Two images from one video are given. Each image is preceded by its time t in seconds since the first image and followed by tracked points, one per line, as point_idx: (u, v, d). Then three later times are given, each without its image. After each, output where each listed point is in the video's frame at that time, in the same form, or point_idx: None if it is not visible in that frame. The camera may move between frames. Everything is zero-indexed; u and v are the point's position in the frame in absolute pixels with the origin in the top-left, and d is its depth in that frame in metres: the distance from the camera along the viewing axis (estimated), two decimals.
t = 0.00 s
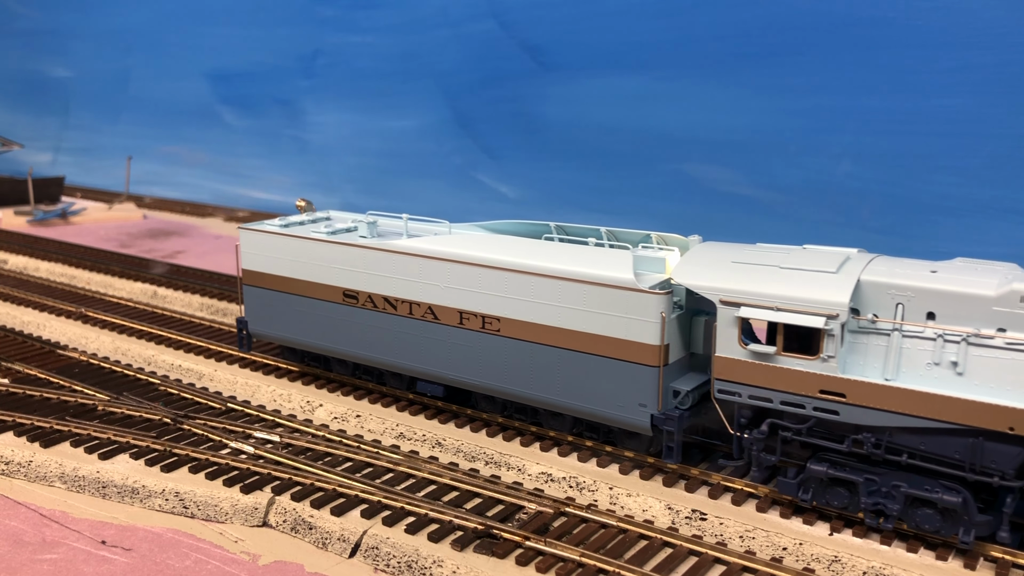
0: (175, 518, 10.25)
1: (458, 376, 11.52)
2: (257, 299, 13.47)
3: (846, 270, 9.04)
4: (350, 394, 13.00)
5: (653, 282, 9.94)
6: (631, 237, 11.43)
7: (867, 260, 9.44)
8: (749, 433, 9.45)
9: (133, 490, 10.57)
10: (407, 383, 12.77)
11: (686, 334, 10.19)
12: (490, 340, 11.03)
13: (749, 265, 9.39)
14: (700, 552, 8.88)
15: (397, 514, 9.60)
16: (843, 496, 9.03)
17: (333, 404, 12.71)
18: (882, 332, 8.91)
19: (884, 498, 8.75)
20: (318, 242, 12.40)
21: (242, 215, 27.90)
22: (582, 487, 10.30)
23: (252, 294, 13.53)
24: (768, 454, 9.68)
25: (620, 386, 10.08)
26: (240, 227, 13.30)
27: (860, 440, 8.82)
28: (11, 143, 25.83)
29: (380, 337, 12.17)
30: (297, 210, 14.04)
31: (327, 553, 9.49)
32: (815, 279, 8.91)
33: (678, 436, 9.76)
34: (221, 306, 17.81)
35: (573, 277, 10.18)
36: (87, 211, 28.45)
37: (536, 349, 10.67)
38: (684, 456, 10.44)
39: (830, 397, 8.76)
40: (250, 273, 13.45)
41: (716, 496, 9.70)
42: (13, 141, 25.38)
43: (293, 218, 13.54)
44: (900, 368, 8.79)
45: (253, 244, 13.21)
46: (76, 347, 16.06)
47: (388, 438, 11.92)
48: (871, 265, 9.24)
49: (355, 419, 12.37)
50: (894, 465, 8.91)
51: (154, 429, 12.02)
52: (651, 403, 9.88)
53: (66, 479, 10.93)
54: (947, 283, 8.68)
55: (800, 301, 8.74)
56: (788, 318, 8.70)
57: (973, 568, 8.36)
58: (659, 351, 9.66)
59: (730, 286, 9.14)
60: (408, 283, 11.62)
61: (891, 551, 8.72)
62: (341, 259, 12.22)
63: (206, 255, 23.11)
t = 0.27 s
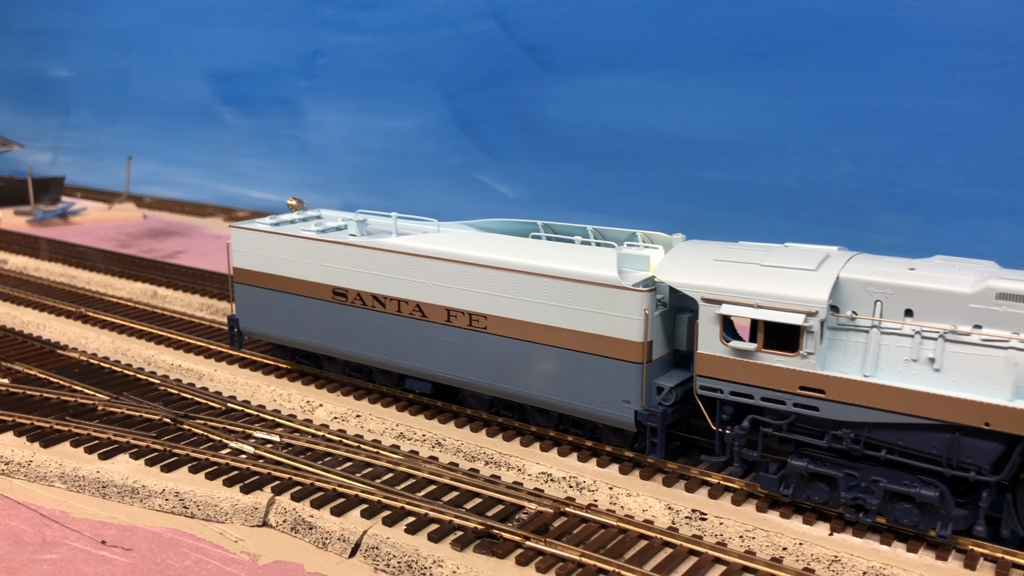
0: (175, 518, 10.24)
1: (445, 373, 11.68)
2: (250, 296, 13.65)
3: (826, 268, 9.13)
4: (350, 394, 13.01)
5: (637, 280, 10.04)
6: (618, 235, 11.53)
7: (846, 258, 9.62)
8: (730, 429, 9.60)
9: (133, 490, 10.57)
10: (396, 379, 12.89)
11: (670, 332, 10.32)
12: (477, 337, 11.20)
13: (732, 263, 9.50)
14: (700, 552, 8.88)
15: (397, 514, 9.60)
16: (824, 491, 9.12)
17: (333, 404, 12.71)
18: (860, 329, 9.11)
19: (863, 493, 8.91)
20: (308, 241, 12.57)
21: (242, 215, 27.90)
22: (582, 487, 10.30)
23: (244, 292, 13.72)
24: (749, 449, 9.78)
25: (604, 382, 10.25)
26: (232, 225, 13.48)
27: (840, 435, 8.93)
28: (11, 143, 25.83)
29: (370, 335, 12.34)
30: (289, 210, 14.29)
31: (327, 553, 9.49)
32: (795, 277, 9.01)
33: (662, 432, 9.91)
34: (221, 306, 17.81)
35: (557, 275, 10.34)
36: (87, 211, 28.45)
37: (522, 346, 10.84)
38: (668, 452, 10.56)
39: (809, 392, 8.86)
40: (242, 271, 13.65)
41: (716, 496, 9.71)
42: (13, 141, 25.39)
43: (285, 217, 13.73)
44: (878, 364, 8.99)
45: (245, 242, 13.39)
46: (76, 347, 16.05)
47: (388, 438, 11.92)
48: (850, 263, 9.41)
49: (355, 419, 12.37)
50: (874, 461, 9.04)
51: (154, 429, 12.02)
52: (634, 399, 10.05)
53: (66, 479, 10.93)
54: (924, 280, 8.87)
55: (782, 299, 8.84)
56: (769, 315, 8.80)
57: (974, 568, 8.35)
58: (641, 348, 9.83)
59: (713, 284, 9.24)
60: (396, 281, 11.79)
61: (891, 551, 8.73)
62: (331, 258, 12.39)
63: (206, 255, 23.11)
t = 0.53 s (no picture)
0: (175, 518, 10.24)
1: (434, 370, 11.78)
2: (239, 294, 13.72)
3: (806, 266, 9.26)
4: (350, 394, 13.01)
5: (621, 278, 10.16)
6: (604, 234, 11.65)
7: (824, 257, 9.66)
8: (712, 426, 9.74)
9: (133, 490, 10.57)
10: (385, 377, 12.98)
11: (654, 329, 10.42)
12: (464, 334, 11.30)
13: (713, 261, 9.62)
14: (700, 552, 8.88)
15: (397, 514, 9.60)
16: (804, 486, 9.26)
17: (333, 403, 12.72)
18: (840, 326, 9.16)
19: (843, 488, 8.98)
20: (297, 239, 12.66)
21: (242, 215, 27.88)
22: (582, 487, 10.29)
23: (234, 290, 13.80)
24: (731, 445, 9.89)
25: (590, 379, 10.36)
26: (222, 224, 13.55)
27: (819, 431, 9.04)
28: (11, 143, 25.83)
29: (359, 333, 12.44)
30: (280, 208, 14.43)
31: (327, 552, 9.49)
32: (775, 275, 9.15)
33: (646, 428, 10.05)
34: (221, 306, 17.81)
35: (543, 273, 10.44)
36: (87, 211, 28.45)
37: (508, 343, 10.94)
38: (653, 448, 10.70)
39: (789, 389, 8.99)
40: (232, 269, 13.71)
41: (716, 496, 9.72)
42: (13, 141, 25.39)
43: (275, 216, 13.81)
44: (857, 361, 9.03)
45: (234, 241, 13.47)
46: (76, 347, 16.05)
47: (388, 438, 11.92)
48: (828, 261, 9.46)
49: (355, 419, 12.37)
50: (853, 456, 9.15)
51: (154, 429, 12.02)
52: (618, 395, 10.19)
53: (66, 479, 10.93)
54: (902, 278, 8.91)
55: (761, 296, 8.97)
56: (748, 313, 8.94)
57: (973, 568, 8.35)
58: (625, 345, 9.94)
59: (693, 282, 9.35)
60: (384, 279, 11.88)
61: (891, 551, 8.73)
62: (320, 256, 12.48)
63: (206, 255, 23.10)
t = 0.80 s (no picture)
0: (175, 518, 10.24)
1: (422, 367, 11.85)
2: (231, 292, 13.82)
3: (786, 263, 9.41)
4: (350, 394, 13.02)
5: (605, 275, 10.25)
6: (591, 232, 11.65)
7: (806, 254, 9.86)
8: (695, 422, 9.81)
9: (133, 490, 10.56)
10: (374, 374, 13.16)
11: (638, 325, 10.53)
12: (451, 332, 11.39)
13: (694, 258, 9.73)
14: (700, 552, 8.88)
15: (397, 514, 9.60)
16: (785, 482, 9.39)
17: (333, 404, 12.72)
18: (820, 323, 9.34)
19: (823, 483, 9.13)
20: (287, 238, 12.77)
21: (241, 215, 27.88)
22: (582, 487, 10.28)
23: (225, 288, 13.87)
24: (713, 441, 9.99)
25: (575, 376, 10.43)
26: (213, 222, 13.67)
27: (799, 427, 9.20)
28: (11, 143, 25.84)
29: (348, 330, 12.53)
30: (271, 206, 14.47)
31: (327, 552, 9.48)
32: (755, 272, 9.27)
33: (630, 424, 10.18)
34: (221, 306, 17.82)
35: (528, 270, 10.53)
36: (87, 211, 28.47)
37: (495, 340, 11.02)
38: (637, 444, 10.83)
39: (770, 385, 9.11)
40: (223, 267, 13.80)
41: (716, 496, 9.73)
42: (13, 141, 25.40)
43: (266, 214, 13.98)
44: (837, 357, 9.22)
45: (225, 239, 13.56)
46: (76, 347, 16.05)
47: (388, 438, 11.91)
48: (810, 259, 9.65)
49: (355, 419, 12.37)
50: (833, 452, 9.32)
51: (154, 429, 12.02)
52: (603, 392, 10.28)
53: (66, 478, 10.92)
54: (881, 277, 9.05)
55: (741, 293, 9.08)
56: (729, 310, 9.06)
57: (973, 568, 8.34)
58: (610, 342, 10.02)
59: (675, 279, 9.47)
60: (373, 277, 11.98)
61: (891, 551, 8.72)
62: (310, 254, 12.59)
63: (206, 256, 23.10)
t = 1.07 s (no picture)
0: (175, 518, 10.24)
1: (411, 365, 12.02)
2: (223, 291, 13.97)
3: (768, 261, 9.52)
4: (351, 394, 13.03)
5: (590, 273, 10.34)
6: (577, 232, 11.72)
7: (788, 253, 9.96)
8: (678, 418, 9.97)
9: (133, 490, 10.56)
10: (363, 371, 13.32)
11: (623, 323, 10.64)
12: (440, 329, 11.53)
13: (679, 257, 9.83)
14: (700, 552, 8.88)
15: (397, 514, 9.60)
16: (767, 477, 9.47)
17: (333, 404, 12.72)
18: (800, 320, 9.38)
19: (804, 479, 9.21)
20: (278, 236, 12.93)
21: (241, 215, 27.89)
22: (582, 487, 10.29)
23: (218, 287, 14.04)
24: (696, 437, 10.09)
25: (560, 373, 10.55)
26: (205, 221, 13.82)
27: (780, 423, 9.27)
28: (12, 143, 25.84)
29: (339, 328, 12.68)
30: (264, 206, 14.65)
31: (327, 552, 9.48)
32: (737, 270, 9.35)
33: (615, 420, 10.25)
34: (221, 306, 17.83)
35: (514, 268, 10.63)
36: (87, 211, 28.49)
37: (482, 338, 11.15)
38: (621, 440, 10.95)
39: (751, 381, 9.16)
40: (215, 266, 13.96)
41: (716, 496, 9.73)
42: (13, 141, 25.40)
43: (258, 213, 14.15)
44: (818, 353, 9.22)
45: (218, 238, 13.71)
46: (76, 347, 16.05)
47: (388, 438, 11.91)
48: (791, 258, 9.75)
49: (355, 419, 12.37)
50: (814, 447, 9.38)
51: (154, 429, 12.02)
52: (588, 389, 10.38)
53: (66, 479, 10.93)
54: (861, 274, 9.14)
55: (723, 290, 9.15)
56: (711, 307, 9.12)
57: (973, 568, 8.34)
58: (594, 339, 10.13)
59: (659, 276, 9.56)
60: (362, 276, 12.14)
61: (891, 551, 8.72)
62: (301, 253, 12.74)
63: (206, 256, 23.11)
